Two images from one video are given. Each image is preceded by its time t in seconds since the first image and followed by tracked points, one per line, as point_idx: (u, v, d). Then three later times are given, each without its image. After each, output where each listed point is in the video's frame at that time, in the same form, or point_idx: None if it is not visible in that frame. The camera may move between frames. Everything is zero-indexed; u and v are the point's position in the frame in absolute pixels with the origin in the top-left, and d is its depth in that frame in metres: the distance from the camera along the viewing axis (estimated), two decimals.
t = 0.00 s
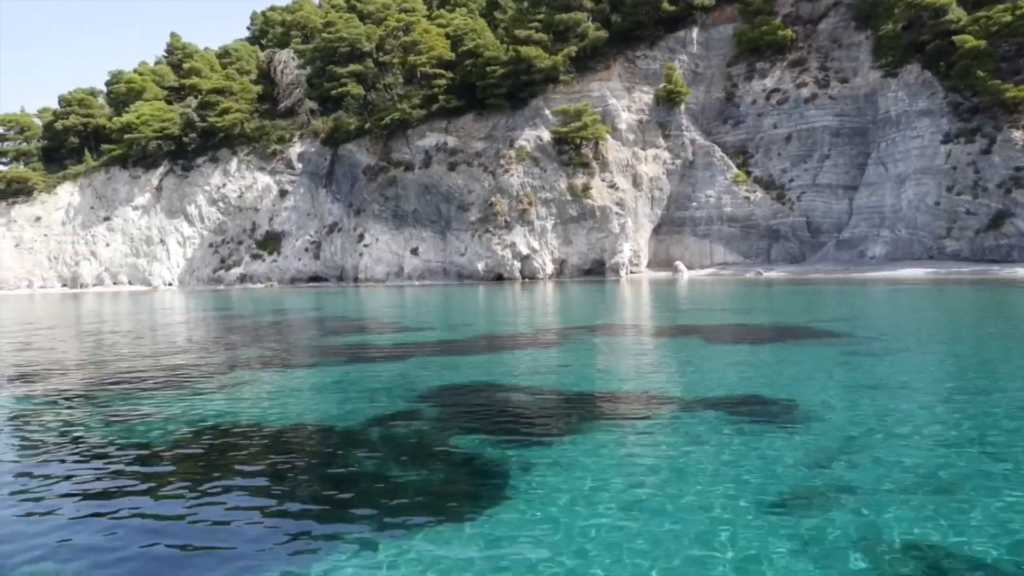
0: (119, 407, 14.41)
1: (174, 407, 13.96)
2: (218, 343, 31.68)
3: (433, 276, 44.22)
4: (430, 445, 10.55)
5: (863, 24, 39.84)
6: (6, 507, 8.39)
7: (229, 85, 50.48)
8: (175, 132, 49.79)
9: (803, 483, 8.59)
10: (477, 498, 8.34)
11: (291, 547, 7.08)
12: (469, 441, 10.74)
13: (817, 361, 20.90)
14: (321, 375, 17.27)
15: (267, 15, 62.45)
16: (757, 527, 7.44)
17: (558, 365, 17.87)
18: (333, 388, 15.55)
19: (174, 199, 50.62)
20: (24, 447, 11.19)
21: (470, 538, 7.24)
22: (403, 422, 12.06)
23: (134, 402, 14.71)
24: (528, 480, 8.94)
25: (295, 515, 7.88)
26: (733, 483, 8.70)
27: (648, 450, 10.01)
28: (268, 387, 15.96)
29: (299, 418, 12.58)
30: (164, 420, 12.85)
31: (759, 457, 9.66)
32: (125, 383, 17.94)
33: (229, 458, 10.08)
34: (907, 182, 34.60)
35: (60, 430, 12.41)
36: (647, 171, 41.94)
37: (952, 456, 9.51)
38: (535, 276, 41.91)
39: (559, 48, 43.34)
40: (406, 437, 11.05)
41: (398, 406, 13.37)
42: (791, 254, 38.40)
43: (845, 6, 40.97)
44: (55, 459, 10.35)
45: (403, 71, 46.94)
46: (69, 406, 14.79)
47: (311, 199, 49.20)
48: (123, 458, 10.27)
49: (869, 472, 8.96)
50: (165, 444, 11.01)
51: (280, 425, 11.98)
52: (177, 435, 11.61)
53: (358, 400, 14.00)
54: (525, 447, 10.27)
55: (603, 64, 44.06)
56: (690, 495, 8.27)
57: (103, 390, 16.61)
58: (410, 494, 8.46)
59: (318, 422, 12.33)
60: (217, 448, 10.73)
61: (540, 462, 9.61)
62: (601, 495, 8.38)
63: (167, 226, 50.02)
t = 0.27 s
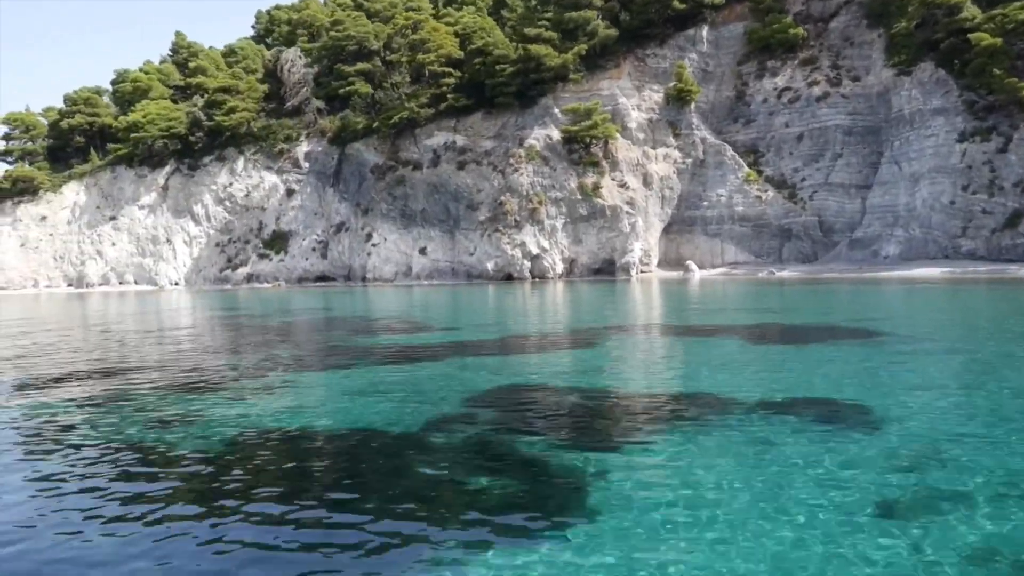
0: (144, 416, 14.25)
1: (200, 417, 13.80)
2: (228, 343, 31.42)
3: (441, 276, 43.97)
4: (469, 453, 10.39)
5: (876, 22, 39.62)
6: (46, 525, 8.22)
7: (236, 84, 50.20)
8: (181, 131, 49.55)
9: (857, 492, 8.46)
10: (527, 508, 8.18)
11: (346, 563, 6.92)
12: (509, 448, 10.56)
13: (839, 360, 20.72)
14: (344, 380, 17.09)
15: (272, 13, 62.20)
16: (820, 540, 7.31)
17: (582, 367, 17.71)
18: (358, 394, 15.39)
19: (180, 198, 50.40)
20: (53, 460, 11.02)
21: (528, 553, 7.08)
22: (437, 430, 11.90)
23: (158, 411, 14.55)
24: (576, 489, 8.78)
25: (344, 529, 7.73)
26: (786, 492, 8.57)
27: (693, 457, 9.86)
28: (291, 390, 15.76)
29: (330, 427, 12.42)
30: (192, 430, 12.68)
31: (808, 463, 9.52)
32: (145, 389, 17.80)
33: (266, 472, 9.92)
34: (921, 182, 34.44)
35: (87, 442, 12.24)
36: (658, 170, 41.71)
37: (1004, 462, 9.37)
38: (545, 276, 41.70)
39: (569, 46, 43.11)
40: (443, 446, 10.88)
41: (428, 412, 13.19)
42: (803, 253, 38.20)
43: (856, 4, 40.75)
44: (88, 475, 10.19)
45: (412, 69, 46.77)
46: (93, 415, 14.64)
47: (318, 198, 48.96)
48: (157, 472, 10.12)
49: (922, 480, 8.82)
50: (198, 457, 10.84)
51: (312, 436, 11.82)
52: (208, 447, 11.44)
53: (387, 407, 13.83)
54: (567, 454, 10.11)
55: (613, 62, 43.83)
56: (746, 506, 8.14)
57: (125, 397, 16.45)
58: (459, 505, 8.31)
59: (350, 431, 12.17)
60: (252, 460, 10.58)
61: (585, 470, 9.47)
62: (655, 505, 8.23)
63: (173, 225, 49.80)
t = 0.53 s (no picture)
0: (170, 419, 13.96)
1: (228, 419, 13.52)
2: (241, 342, 31.12)
3: (451, 276, 43.67)
4: (516, 454, 10.09)
5: (890, 20, 39.36)
6: (86, 532, 7.90)
7: (244, 82, 49.91)
8: (189, 130, 49.30)
9: (929, 492, 8.16)
10: (588, 511, 7.87)
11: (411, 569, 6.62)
12: (555, 449, 10.27)
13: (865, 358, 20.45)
14: (369, 382, 16.81)
15: (278, 12, 61.90)
16: (902, 543, 7.00)
17: (609, 366, 17.45)
18: (386, 396, 15.10)
19: (187, 197, 50.11)
20: (84, 464, 10.72)
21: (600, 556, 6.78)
22: (476, 431, 11.60)
23: (183, 413, 14.25)
24: (635, 491, 8.47)
25: (402, 534, 7.42)
26: (856, 492, 8.26)
27: (750, 459, 9.55)
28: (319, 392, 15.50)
29: (364, 430, 12.13)
30: (222, 433, 12.39)
31: (869, 461, 9.23)
32: (166, 391, 17.53)
33: (307, 475, 9.62)
34: (938, 180, 34.22)
35: (115, 445, 11.94)
36: (670, 168, 41.44)
37: None
38: (556, 275, 41.41)
39: (581, 45, 42.85)
40: (486, 447, 10.58)
41: (463, 413, 12.91)
42: (818, 252, 37.94)
43: (869, 2, 40.54)
44: (122, 479, 9.88)
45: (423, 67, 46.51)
46: (117, 417, 14.36)
47: (326, 196, 48.69)
48: (194, 476, 9.82)
49: (993, 479, 8.53)
50: (234, 461, 10.54)
51: (348, 439, 11.52)
52: (242, 451, 11.14)
53: (419, 409, 13.55)
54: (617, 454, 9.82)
55: (624, 61, 43.54)
56: (813, 506, 7.89)
57: (146, 400, 16.17)
58: (517, 508, 8.00)
59: (386, 434, 11.89)
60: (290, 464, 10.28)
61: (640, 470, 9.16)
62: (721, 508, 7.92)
63: (180, 225, 49.51)
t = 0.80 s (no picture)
0: (194, 417, 13.66)
1: (254, 418, 13.22)
2: (253, 342, 30.85)
3: (461, 275, 43.41)
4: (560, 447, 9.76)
5: (904, 17, 39.11)
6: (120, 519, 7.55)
7: (252, 81, 49.65)
8: (197, 129, 49.06)
9: (1000, 479, 7.82)
10: (646, 496, 7.54)
11: (472, 553, 6.26)
12: (600, 442, 9.94)
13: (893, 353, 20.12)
14: (393, 381, 16.51)
15: (284, 11, 61.62)
16: (981, 526, 6.67)
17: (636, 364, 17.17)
18: (413, 395, 14.82)
19: (195, 196, 49.85)
20: (111, 459, 10.40)
21: (671, 538, 6.42)
22: (514, 426, 11.28)
23: (207, 412, 13.94)
24: (692, 475, 8.14)
25: (457, 521, 7.07)
26: (923, 478, 7.90)
27: (805, 448, 9.21)
28: (345, 391, 15.24)
29: (397, 427, 11.82)
30: (251, 430, 12.07)
31: (929, 449, 8.90)
32: (186, 390, 17.23)
33: (345, 468, 9.28)
34: (955, 179, 33.93)
35: (141, 442, 11.63)
36: (682, 167, 41.15)
37: None
38: (568, 275, 41.13)
39: (592, 43, 42.62)
40: (528, 441, 10.26)
41: (497, 410, 12.61)
42: (832, 251, 37.66)
43: None
44: (153, 472, 9.56)
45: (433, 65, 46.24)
46: (140, 416, 14.07)
47: (334, 195, 48.40)
48: (228, 470, 9.49)
49: None
50: (266, 456, 10.21)
51: (382, 436, 11.22)
52: (274, 447, 10.82)
53: (450, 407, 13.25)
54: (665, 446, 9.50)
55: (636, 58, 43.20)
56: (880, 491, 7.57)
57: (167, 400, 15.87)
58: (572, 494, 7.66)
59: (420, 427, 11.59)
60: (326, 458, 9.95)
61: (692, 457, 8.83)
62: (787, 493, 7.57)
63: (188, 224, 49.23)
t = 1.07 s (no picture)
0: (217, 413, 13.39)
1: (280, 414, 12.96)
2: (263, 342, 30.60)
3: (470, 274, 43.16)
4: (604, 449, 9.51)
5: (917, 15, 38.87)
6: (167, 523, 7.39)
7: (258, 79, 49.36)
8: (203, 128, 48.80)
9: None
10: (705, 502, 7.37)
11: (540, 567, 5.97)
12: (645, 445, 9.69)
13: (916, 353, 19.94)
14: (416, 379, 16.27)
15: (289, 9, 61.31)
16: None
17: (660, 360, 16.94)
18: (439, 393, 14.59)
19: (200, 195, 49.59)
20: (141, 458, 10.13)
21: (745, 554, 6.17)
22: (552, 426, 11.03)
23: (231, 409, 13.69)
24: (752, 484, 7.86)
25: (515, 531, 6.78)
26: (985, 487, 7.75)
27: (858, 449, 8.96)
28: (369, 390, 15.00)
29: (431, 427, 11.57)
30: (279, 427, 11.83)
31: (984, 456, 8.75)
32: (203, 386, 16.93)
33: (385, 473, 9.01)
34: (970, 178, 33.71)
35: (167, 439, 11.36)
36: (693, 166, 40.90)
37: None
38: (578, 274, 40.92)
39: (602, 41, 42.34)
40: (570, 443, 10.03)
41: (530, 409, 12.37)
42: (845, 251, 37.42)
43: None
44: (186, 473, 9.28)
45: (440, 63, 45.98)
46: (161, 412, 13.79)
47: (341, 194, 48.16)
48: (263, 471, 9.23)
49: None
50: (301, 456, 9.95)
51: (418, 435, 10.97)
52: (307, 446, 10.55)
53: (481, 405, 13.00)
54: (713, 448, 9.25)
55: (646, 57, 42.92)
56: (944, 499, 7.40)
57: (186, 396, 15.60)
58: (632, 500, 7.38)
59: (454, 429, 11.38)
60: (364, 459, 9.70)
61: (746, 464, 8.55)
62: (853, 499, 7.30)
63: (194, 223, 48.98)
